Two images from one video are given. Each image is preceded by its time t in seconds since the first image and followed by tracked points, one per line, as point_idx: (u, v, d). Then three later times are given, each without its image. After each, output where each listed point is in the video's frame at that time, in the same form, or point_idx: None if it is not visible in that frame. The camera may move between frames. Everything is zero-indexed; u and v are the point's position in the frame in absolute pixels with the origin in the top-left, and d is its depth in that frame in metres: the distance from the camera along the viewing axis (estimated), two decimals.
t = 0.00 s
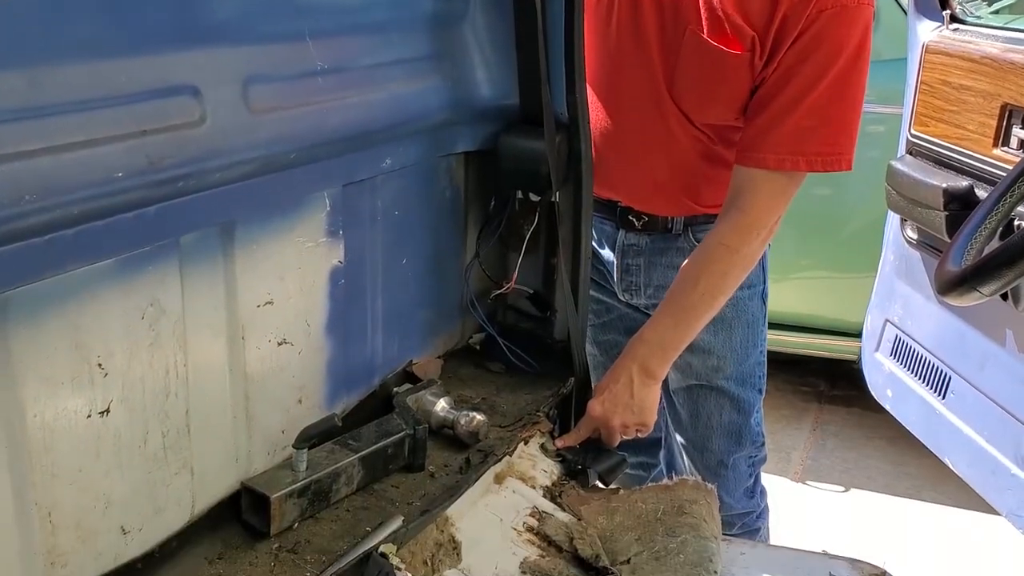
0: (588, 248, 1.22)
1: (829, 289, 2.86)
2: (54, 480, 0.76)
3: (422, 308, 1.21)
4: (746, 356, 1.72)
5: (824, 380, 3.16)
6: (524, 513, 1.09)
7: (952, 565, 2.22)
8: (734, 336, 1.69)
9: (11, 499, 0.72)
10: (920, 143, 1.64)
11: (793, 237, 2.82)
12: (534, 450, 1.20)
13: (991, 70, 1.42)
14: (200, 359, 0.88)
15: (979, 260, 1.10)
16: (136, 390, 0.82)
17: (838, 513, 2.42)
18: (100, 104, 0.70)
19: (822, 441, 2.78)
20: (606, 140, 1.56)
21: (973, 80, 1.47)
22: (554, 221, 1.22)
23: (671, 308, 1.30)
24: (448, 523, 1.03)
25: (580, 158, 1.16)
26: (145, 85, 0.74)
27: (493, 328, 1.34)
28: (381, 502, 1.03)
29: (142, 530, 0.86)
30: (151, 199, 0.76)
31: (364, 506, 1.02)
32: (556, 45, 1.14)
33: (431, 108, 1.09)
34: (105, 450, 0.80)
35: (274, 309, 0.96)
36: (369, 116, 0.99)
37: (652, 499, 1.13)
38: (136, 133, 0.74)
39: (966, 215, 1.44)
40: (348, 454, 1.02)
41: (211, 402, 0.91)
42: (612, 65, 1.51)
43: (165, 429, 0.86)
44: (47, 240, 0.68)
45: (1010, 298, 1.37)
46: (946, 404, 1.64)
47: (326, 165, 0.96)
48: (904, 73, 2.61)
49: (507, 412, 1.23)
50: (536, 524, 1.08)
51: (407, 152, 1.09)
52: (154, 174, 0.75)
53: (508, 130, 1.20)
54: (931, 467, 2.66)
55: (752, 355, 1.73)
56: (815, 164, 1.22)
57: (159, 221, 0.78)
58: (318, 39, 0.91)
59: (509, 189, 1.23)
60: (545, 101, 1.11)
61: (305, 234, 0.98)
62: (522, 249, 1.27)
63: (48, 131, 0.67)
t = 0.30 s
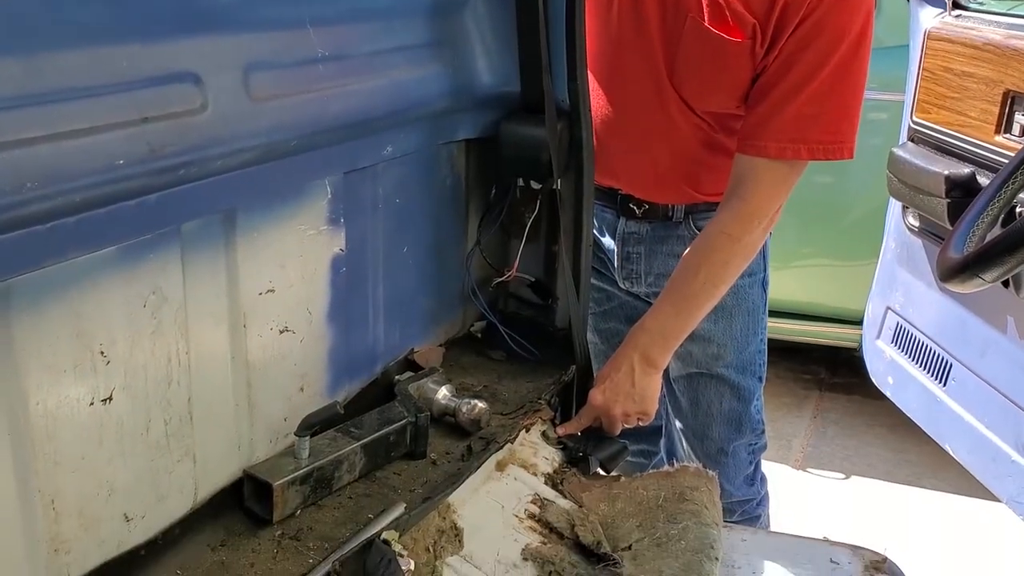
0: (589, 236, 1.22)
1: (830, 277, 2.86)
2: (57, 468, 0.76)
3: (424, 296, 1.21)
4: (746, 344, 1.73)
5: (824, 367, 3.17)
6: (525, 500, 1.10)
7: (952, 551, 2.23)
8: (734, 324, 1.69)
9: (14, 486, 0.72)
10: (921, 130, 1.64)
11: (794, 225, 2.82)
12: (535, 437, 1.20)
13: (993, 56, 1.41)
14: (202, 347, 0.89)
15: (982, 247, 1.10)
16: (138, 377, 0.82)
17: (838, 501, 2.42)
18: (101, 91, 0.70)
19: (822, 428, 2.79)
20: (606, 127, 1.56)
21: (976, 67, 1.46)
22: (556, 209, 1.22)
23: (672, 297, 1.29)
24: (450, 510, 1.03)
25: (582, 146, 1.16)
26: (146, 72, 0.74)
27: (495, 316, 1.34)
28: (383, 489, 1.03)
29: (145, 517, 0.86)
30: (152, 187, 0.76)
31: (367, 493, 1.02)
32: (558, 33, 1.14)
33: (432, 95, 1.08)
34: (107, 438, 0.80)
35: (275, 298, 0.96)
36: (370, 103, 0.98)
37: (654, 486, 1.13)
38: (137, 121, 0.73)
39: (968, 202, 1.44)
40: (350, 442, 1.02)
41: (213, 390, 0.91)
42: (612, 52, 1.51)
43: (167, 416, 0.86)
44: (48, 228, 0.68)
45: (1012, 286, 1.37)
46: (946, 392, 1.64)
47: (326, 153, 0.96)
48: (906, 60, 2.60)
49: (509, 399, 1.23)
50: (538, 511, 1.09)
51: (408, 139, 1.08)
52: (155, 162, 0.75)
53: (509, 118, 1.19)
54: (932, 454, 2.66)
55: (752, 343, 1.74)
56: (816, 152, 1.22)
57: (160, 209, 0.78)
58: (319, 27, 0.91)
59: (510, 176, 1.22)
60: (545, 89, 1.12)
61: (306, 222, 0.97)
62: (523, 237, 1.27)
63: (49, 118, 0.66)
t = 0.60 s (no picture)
0: (589, 230, 1.23)
1: (831, 271, 2.86)
2: (59, 462, 0.76)
3: (425, 290, 1.21)
4: (748, 339, 1.73)
5: (824, 361, 3.17)
6: (526, 494, 1.10)
7: (952, 545, 2.23)
8: (736, 318, 1.70)
9: (16, 480, 0.73)
10: (922, 124, 1.64)
11: (795, 220, 2.81)
12: (536, 432, 1.21)
13: (994, 50, 1.41)
14: (203, 341, 0.89)
15: (983, 240, 1.10)
16: (139, 371, 0.82)
17: (838, 494, 2.43)
18: (102, 85, 0.70)
19: (823, 422, 2.79)
20: (607, 121, 1.55)
21: (976, 61, 1.46)
22: (557, 202, 1.21)
23: (674, 293, 1.31)
24: (452, 503, 1.03)
25: (582, 140, 1.18)
26: (147, 66, 0.74)
27: (495, 310, 1.34)
28: (384, 484, 1.03)
29: (146, 511, 0.87)
30: (152, 181, 0.76)
31: (367, 487, 1.02)
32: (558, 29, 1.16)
33: (432, 89, 1.08)
34: (109, 432, 0.80)
35: (276, 292, 0.96)
36: (370, 96, 0.98)
37: (655, 479, 1.13)
38: (137, 115, 0.73)
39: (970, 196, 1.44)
40: (351, 436, 1.02)
41: (214, 385, 0.91)
42: (613, 47, 1.50)
43: (169, 410, 0.86)
44: (48, 222, 0.68)
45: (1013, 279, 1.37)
46: (946, 385, 1.64)
47: (327, 147, 0.96)
48: (908, 54, 2.59)
49: (510, 393, 1.23)
50: (538, 505, 1.09)
51: (408, 133, 1.08)
52: (155, 156, 0.75)
53: (510, 112, 1.19)
54: (932, 448, 2.67)
55: (753, 337, 1.74)
56: (817, 149, 1.22)
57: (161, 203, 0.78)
58: (319, 20, 0.91)
59: (510, 170, 1.22)
60: (545, 84, 1.13)
61: (307, 216, 0.97)
62: (524, 232, 1.27)
63: (50, 113, 0.66)
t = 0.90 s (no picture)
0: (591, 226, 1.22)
1: (831, 266, 2.86)
2: (60, 455, 0.76)
3: (426, 285, 1.21)
4: (763, 325, 1.72)
5: (825, 356, 3.17)
6: (527, 488, 1.10)
7: (952, 539, 2.24)
8: (751, 304, 1.69)
9: (17, 473, 0.73)
10: (924, 119, 1.63)
11: (796, 214, 2.81)
12: (537, 425, 1.21)
13: (997, 44, 1.41)
14: (205, 335, 0.89)
15: (984, 235, 1.09)
16: (141, 365, 0.82)
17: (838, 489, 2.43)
18: (103, 79, 0.70)
19: (823, 417, 2.79)
20: (612, 114, 1.56)
21: (979, 55, 1.45)
22: (557, 195, 1.21)
23: (677, 287, 1.29)
24: (452, 497, 1.03)
25: (584, 134, 1.16)
26: (148, 60, 0.74)
27: (496, 304, 1.34)
28: (385, 478, 1.03)
29: (148, 504, 0.87)
30: (154, 175, 0.76)
31: (369, 481, 1.02)
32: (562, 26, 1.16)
33: (433, 83, 1.08)
34: (111, 426, 0.80)
35: (277, 286, 0.96)
36: (371, 90, 0.98)
37: (655, 473, 1.13)
38: (138, 109, 0.73)
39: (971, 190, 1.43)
40: (352, 430, 1.02)
41: (215, 379, 0.91)
42: (617, 41, 1.50)
43: (170, 404, 0.86)
44: (49, 217, 0.68)
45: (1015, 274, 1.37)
46: (947, 380, 1.64)
47: (328, 141, 0.96)
48: (910, 48, 2.59)
49: (511, 387, 1.24)
50: (539, 499, 1.09)
51: (409, 127, 1.08)
52: (156, 149, 0.75)
53: (511, 106, 1.19)
54: (932, 443, 2.67)
55: (768, 325, 1.73)
56: (821, 146, 1.21)
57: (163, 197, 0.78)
58: (320, 14, 0.90)
59: (512, 163, 1.22)
60: (547, 77, 1.12)
61: (308, 210, 0.97)
62: (525, 225, 1.26)
63: (51, 106, 0.66)
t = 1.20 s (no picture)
0: (591, 226, 1.21)
1: (832, 265, 2.86)
2: (60, 454, 0.76)
3: (426, 284, 1.21)
4: (769, 335, 1.70)
5: (825, 355, 3.17)
6: (527, 487, 1.10)
7: (952, 539, 2.23)
8: (757, 314, 1.66)
9: (18, 472, 0.73)
10: (924, 118, 1.63)
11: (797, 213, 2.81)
12: (537, 424, 1.21)
13: (997, 43, 1.40)
14: (205, 334, 0.89)
15: (984, 235, 1.09)
16: (141, 364, 0.82)
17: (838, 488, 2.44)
18: (103, 78, 0.70)
19: (823, 416, 2.79)
20: (625, 114, 1.55)
21: (980, 55, 1.45)
22: (557, 193, 1.21)
23: (695, 288, 1.25)
24: (452, 496, 1.03)
25: (585, 134, 1.16)
26: (148, 59, 0.74)
27: (496, 303, 1.34)
28: (385, 476, 1.03)
29: (148, 503, 0.87)
30: (154, 174, 0.76)
31: (369, 480, 1.02)
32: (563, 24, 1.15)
33: (433, 82, 1.08)
34: (111, 424, 0.81)
35: (277, 285, 0.96)
36: (371, 89, 0.98)
37: (655, 472, 1.13)
38: (138, 108, 0.74)
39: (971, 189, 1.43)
40: (352, 429, 1.02)
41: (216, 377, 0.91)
42: (634, 41, 1.49)
43: (170, 403, 0.87)
44: (50, 216, 0.68)
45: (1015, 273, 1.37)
46: (948, 379, 1.64)
47: (329, 140, 0.96)
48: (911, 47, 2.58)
49: (511, 386, 1.23)
50: (540, 498, 1.09)
51: (410, 126, 1.08)
52: (156, 148, 0.75)
53: (511, 106, 1.19)
54: (932, 442, 2.67)
55: (775, 334, 1.71)
56: (845, 153, 1.18)
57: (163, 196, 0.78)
58: (320, 13, 0.90)
59: (512, 162, 1.22)
60: (550, 76, 1.10)
61: (309, 209, 0.97)
62: (525, 224, 1.27)
63: (51, 106, 0.67)
